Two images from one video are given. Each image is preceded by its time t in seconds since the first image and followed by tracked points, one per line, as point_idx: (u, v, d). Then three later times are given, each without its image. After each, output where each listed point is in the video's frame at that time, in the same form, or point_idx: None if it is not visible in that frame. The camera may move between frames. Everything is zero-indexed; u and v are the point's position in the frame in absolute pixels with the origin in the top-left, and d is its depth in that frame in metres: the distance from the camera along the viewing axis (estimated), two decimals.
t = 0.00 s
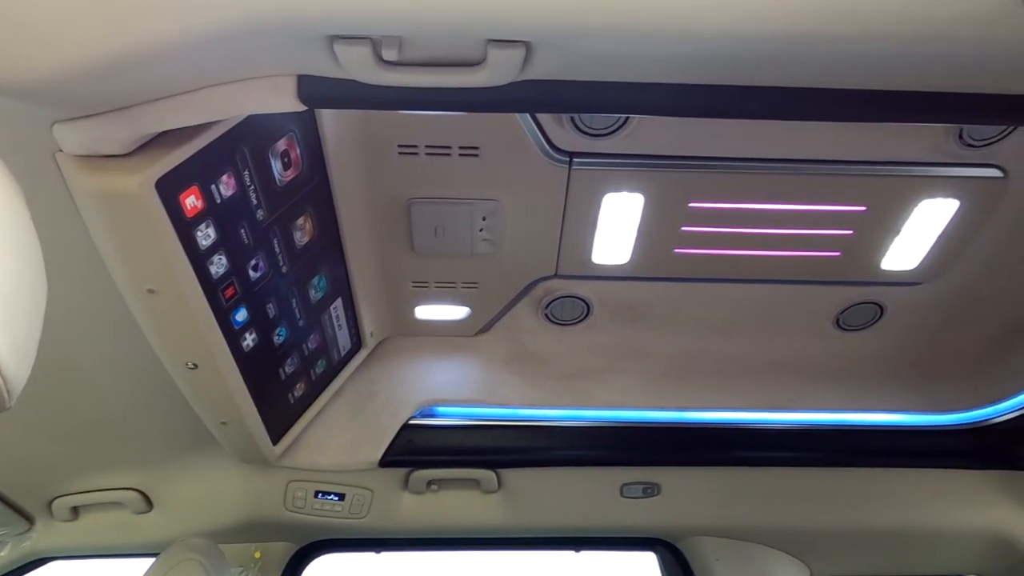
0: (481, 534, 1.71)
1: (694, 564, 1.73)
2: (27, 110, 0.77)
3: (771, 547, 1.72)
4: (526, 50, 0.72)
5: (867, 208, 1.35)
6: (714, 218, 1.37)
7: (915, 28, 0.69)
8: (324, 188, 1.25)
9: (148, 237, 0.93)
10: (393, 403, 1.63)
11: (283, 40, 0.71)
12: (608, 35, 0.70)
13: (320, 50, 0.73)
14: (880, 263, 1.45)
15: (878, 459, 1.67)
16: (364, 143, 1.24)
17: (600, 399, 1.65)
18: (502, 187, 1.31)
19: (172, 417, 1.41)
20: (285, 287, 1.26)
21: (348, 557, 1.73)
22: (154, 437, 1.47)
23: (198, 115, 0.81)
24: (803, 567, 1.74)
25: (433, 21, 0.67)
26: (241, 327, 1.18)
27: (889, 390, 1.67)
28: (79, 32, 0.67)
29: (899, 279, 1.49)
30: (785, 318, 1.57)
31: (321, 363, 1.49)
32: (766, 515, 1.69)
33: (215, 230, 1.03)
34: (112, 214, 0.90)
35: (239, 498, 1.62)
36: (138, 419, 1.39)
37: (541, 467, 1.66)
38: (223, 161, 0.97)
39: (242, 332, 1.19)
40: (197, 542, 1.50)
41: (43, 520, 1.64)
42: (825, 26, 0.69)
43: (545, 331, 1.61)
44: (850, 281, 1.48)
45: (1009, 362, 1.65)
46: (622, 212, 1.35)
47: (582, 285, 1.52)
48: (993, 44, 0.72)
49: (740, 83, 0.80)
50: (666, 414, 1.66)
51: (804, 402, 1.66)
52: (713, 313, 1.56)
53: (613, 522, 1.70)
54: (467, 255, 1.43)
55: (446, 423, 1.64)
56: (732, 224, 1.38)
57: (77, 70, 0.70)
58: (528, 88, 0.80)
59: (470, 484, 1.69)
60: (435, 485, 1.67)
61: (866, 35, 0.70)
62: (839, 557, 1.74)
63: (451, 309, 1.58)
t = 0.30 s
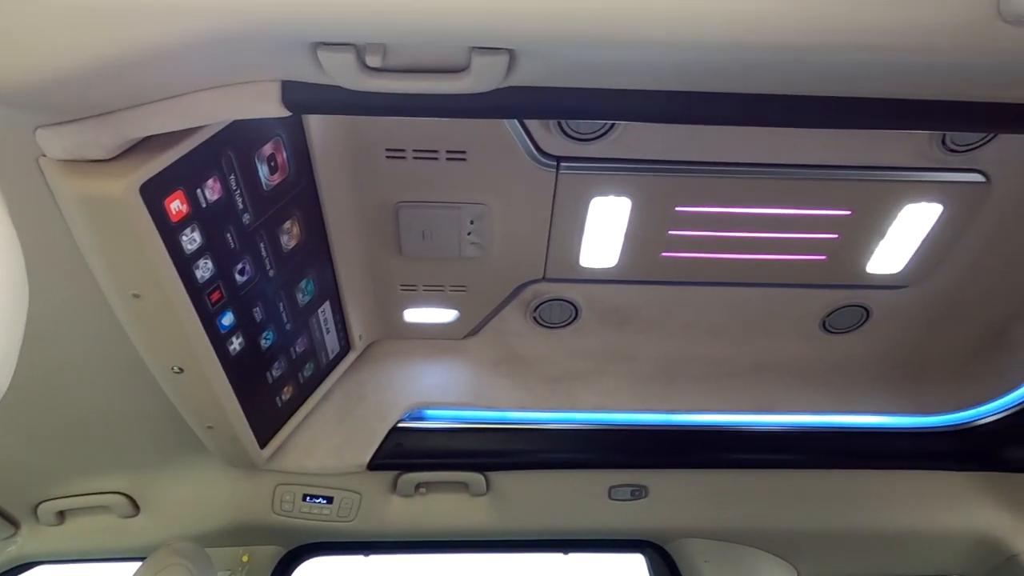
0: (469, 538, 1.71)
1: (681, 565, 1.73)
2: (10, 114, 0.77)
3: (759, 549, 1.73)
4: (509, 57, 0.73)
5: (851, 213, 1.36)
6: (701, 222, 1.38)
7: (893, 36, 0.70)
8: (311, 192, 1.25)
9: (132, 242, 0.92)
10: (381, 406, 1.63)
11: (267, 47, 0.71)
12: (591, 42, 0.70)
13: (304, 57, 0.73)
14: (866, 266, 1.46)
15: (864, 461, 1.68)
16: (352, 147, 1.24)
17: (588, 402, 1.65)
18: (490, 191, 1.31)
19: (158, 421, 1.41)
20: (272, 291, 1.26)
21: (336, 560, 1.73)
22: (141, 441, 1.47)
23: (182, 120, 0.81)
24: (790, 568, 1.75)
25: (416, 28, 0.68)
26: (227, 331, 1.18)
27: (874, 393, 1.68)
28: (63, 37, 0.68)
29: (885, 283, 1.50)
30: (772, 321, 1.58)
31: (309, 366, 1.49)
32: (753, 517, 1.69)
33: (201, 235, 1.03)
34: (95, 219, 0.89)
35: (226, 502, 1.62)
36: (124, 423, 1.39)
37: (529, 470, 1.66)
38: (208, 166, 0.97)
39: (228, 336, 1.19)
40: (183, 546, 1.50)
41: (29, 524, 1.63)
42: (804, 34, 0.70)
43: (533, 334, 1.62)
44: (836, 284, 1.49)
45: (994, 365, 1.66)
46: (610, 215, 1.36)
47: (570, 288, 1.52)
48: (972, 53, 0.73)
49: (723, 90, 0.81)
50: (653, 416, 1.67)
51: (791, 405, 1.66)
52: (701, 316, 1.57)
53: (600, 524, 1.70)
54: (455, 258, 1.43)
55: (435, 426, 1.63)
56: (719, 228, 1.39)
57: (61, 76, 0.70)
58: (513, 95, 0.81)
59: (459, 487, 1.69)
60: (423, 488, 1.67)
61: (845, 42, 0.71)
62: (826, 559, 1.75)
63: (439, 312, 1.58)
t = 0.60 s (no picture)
0: (466, 534, 1.71)
1: (677, 561, 1.74)
2: None
3: (754, 543, 1.74)
4: (499, 55, 0.73)
5: (843, 207, 1.36)
6: (694, 218, 1.38)
7: (879, 29, 0.70)
8: (304, 191, 1.25)
9: (123, 242, 0.92)
10: (376, 404, 1.63)
11: (255, 46, 0.71)
12: (579, 39, 0.70)
13: (293, 55, 0.73)
14: (859, 261, 1.46)
15: (859, 455, 1.69)
16: (343, 146, 1.24)
17: (583, 398, 1.65)
18: (483, 189, 1.31)
19: (153, 421, 1.41)
20: (266, 290, 1.26)
21: (333, 558, 1.73)
22: (136, 441, 1.47)
23: (172, 120, 0.81)
24: (784, 563, 1.76)
25: (404, 26, 0.68)
26: (221, 330, 1.18)
27: (868, 387, 1.68)
28: (51, 36, 0.68)
29: (877, 277, 1.51)
30: (765, 316, 1.58)
31: (304, 365, 1.49)
32: (748, 512, 1.70)
33: (193, 234, 1.03)
34: (86, 219, 0.89)
35: (222, 501, 1.62)
36: (119, 423, 1.39)
37: (525, 467, 1.66)
38: (199, 165, 0.97)
39: (222, 335, 1.19)
40: (179, 546, 1.50)
41: (25, 525, 1.63)
42: (791, 30, 0.70)
43: (528, 331, 1.62)
44: (829, 279, 1.50)
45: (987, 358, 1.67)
46: (603, 212, 1.36)
47: (564, 285, 1.52)
48: (959, 48, 0.73)
49: (715, 87, 0.81)
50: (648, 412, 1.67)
51: (785, 399, 1.67)
52: (694, 311, 1.57)
53: (596, 520, 1.71)
54: (449, 256, 1.44)
55: (431, 424, 1.64)
56: (711, 223, 1.39)
57: (49, 77, 0.70)
58: (502, 93, 0.81)
59: (455, 484, 1.69)
60: (419, 486, 1.68)
61: (832, 35, 0.71)
62: (821, 552, 1.76)
63: (434, 310, 1.58)
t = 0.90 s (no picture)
0: (463, 529, 1.71)
1: (673, 555, 1.75)
2: None
3: (750, 537, 1.74)
4: (494, 48, 0.73)
5: (840, 203, 1.36)
6: (691, 213, 1.38)
7: (875, 24, 0.70)
8: (300, 185, 1.24)
9: (118, 236, 0.92)
10: (373, 399, 1.63)
11: (250, 39, 0.71)
12: (574, 33, 0.70)
13: (287, 49, 0.73)
14: (854, 257, 1.46)
15: (856, 450, 1.69)
16: (339, 140, 1.24)
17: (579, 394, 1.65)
18: (479, 183, 1.31)
19: (149, 415, 1.41)
20: (262, 285, 1.26)
21: (330, 552, 1.74)
22: (132, 435, 1.47)
23: (166, 113, 0.81)
24: (779, 557, 1.77)
25: (398, 19, 0.68)
26: (217, 325, 1.18)
27: (864, 382, 1.68)
28: (45, 27, 0.67)
29: (873, 272, 1.51)
30: (761, 312, 1.59)
31: (300, 359, 1.49)
32: (744, 507, 1.70)
33: (189, 228, 1.03)
34: (81, 213, 0.89)
35: (219, 495, 1.62)
36: (115, 417, 1.39)
37: (521, 462, 1.66)
38: (194, 159, 0.97)
39: (218, 330, 1.19)
40: (176, 540, 1.50)
41: (21, 520, 1.63)
42: (786, 24, 0.70)
43: (525, 326, 1.62)
44: (825, 274, 1.50)
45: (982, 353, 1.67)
46: (599, 207, 1.36)
47: (561, 280, 1.52)
48: (955, 43, 0.73)
49: (711, 82, 0.81)
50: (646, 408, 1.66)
51: (781, 395, 1.67)
52: (691, 307, 1.58)
53: (592, 515, 1.71)
54: (445, 251, 1.44)
55: (428, 419, 1.64)
56: (708, 219, 1.39)
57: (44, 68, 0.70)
58: (498, 87, 0.81)
59: (451, 479, 1.69)
60: (415, 481, 1.67)
61: (827, 29, 0.71)
62: (816, 547, 1.76)
63: (430, 305, 1.58)
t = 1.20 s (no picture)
0: (458, 527, 1.71)
1: (669, 554, 1.73)
2: None
3: (745, 536, 1.74)
4: (490, 47, 0.73)
5: (835, 203, 1.37)
6: (687, 213, 1.38)
7: (870, 23, 0.70)
8: (296, 184, 1.24)
9: (112, 234, 0.92)
10: (368, 397, 1.63)
11: (245, 37, 0.71)
12: (569, 32, 0.70)
13: (282, 47, 0.73)
14: (850, 256, 1.47)
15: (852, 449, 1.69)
16: (335, 138, 1.24)
17: (575, 393, 1.65)
18: (475, 182, 1.31)
19: (144, 413, 1.41)
20: (257, 283, 1.25)
21: (325, 551, 1.73)
22: (127, 433, 1.47)
23: (160, 112, 0.81)
24: (775, 556, 1.77)
25: (393, 18, 0.68)
26: (212, 323, 1.18)
27: (859, 382, 1.69)
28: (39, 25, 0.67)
29: (868, 272, 1.51)
30: (757, 311, 1.59)
31: (296, 358, 1.49)
32: (739, 505, 1.71)
33: (183, 226, 1.02)
34: (75, 211, 0.89)
35: (214, 494, 1.62)
36: (109, 416, 1.39)
37: (517, 460, 1.66)
38: (189, 157, 0.97)
39: (213, 328, 1.19)
40: (171, 539, 1.50)
41: (15, 518, 1.63)
42: (780, 23, 0.70)
43: (520, 325, 1.62)
44: (820, 274, 1.50)
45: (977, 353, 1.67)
46: (596, 206, 1.36)
47: (557, 279, 1.52)
48: (948, 44, 0.73)
49: (706, 81, 0.81)
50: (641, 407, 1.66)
51: (777, 394, 1.67)
52: (686, 306, 1.58)
53: (588, 514, 1.71)
54: (441, 249, 1.43)
55: (424, 417, 1.64)
56: (703, 219, 1.39)
57: (38, 67, 0.70)
58: (493, 86, 0.81)
59: (447, 477, 1.69)
60: (411, 479, 1.67)
61: (822, 28, 0.71)
62: (811, 545, 1.76)
63: (426, 303, 1.58)
